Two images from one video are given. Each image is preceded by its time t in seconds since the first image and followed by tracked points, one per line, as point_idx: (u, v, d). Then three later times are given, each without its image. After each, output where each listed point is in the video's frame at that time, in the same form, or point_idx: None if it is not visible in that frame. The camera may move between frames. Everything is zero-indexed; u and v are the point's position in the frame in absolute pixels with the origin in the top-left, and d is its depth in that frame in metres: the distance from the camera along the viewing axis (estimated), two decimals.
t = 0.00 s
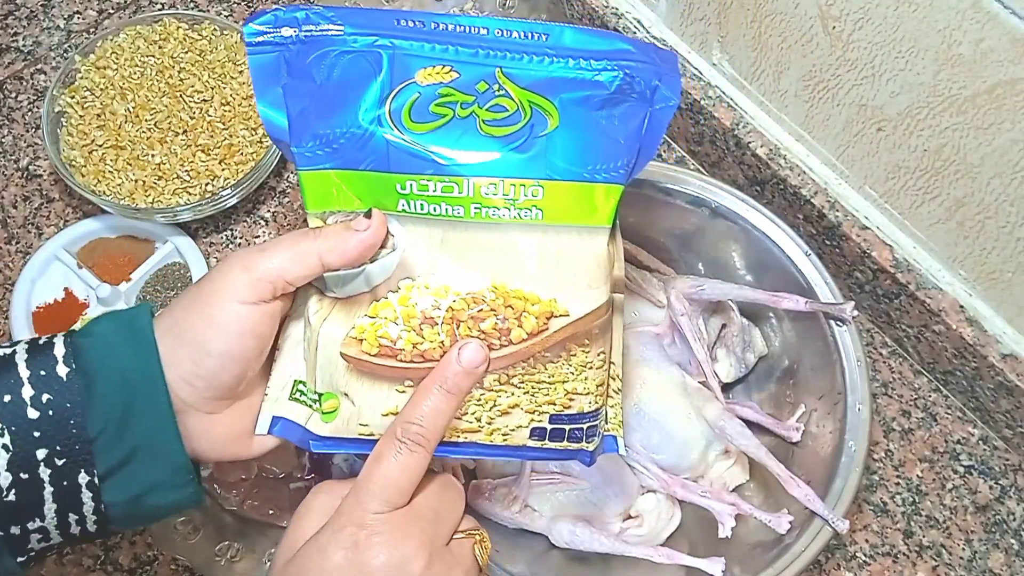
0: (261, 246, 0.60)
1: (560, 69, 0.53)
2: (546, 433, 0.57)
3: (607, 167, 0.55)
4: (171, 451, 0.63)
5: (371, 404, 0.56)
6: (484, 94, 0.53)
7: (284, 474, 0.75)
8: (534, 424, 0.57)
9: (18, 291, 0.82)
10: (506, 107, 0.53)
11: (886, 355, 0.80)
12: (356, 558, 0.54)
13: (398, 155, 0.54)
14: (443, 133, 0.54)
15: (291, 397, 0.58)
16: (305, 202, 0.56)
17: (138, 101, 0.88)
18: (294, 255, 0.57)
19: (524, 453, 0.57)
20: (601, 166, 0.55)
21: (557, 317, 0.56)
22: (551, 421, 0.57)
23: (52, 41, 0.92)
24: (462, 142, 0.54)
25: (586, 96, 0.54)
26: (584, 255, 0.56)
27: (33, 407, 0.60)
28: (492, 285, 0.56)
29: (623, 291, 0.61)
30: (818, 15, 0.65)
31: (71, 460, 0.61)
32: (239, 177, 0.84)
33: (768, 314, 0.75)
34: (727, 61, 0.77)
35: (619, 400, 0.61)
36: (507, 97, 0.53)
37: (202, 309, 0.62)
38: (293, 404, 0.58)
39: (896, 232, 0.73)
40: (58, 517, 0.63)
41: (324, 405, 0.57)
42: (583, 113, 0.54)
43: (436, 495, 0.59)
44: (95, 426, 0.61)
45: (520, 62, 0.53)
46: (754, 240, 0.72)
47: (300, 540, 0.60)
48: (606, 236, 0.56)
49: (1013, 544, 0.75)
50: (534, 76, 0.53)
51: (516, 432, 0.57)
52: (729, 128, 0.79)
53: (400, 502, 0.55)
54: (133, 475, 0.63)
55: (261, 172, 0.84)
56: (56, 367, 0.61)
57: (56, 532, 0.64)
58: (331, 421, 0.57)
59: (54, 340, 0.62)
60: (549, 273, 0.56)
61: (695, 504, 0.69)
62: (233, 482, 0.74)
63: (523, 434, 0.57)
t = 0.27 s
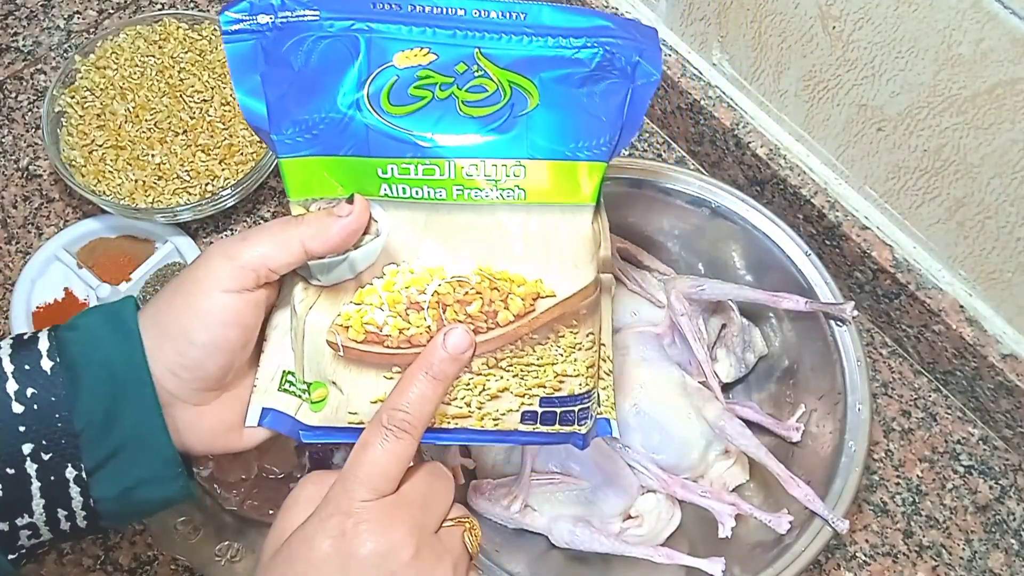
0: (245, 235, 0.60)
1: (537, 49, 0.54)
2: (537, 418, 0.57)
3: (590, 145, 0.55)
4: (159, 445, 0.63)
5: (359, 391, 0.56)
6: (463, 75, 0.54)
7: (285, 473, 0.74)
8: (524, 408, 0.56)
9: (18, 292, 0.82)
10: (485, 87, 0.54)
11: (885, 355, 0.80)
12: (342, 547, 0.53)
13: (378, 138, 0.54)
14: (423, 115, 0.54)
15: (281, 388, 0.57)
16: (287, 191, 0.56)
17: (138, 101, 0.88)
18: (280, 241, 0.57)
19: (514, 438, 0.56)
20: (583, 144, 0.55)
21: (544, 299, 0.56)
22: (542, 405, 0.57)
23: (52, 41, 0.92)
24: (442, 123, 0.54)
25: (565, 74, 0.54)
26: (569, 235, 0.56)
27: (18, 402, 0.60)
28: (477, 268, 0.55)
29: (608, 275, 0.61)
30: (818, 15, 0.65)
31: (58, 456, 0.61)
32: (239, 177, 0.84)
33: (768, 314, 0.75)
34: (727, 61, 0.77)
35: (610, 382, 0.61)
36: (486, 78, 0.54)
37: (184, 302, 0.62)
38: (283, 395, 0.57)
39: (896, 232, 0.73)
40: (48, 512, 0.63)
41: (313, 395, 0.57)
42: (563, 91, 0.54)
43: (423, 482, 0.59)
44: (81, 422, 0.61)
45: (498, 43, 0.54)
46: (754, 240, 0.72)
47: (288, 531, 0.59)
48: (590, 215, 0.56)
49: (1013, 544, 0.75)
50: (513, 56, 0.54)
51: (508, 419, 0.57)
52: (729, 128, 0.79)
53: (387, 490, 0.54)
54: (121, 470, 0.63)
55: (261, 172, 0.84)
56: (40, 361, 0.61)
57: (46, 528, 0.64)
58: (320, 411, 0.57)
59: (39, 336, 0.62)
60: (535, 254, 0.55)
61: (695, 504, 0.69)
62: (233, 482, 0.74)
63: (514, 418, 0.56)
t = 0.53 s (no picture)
0: (235, 235, 0.60)
1: (526, 48, 0.54)
2: (530, 414, 0.57)
3: (579, 143, 0.55)
4: (152, 446, 0.63)
5: (352, 391, 0.56)
6: (452, 75, 0.54)
7: (284, 474, 0.75)
8: (516, 405, 0.57)
9: (18, 292, 0.82)
10: (475, 87, 0.54)
11: (885, 355, 0.80)
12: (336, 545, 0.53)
13: (368, 139, 0.54)
14: (413, 115, 0.54)
15: (275, 388, 0.58)
16: (279, 192, 0.56)
17: (138, 101, 0.88)
18: (270, 241, 0.57)
19: (508, 435, 0.57)
20: (572, 142, 0.55)
21: (535, 296, 0.56)
22: (534, 402, 0.57)
23: (52, 41, 0.92)
24: (432, 124, 0.54)
25: (554, 73, 0.54)
26: (560, 233, 0.55)
27: (10, 404, 0.60)
28: (469, 266, 0.55)
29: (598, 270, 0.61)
30: (818, 15, 0.65)
31: (51, 457, 0.61)
32: (239, 177, 0.84)
33: (768, 314, 0.75)
34: (727, 61, 0.77)
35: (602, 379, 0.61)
36: (475, 78, 0.54)
37: (177, 303, 0.62)
38: (278, 396, 0.58)
39: (896, 232, 0.73)
40: (41, 514, 0.63)
41: (306, 395, 0.57)
42: (552, 90, 0.54)
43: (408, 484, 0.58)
44: (75, 423, 0.61)
45: (487, 43, 0.54)
46: (754, 240, 0.72)
47: (283, 528, 0.59)
48: (580, 212, 0.56)
49: (1013, 544, 0.75)
50: (501, 56, 0.54)
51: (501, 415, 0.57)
52: (729, 128, 0.79)
53: (381, 488, 0.54)
54: (114, 472, 0.63)
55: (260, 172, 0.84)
56: (33, 363, 0.60)
57: (40, 530, 0.64)
58: (314, 411, 0.57)
59: (31, 338, 0.61)
60: (527, 252, 0.55)
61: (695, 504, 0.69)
62: (233, 482, 0.75)
63: (507, 416, 0.57)
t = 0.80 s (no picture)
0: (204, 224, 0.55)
1: (502, 12, 0.47)
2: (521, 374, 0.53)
3: (563, 114, 0.48)
4: (128, 436, 0.60)
5: (336, 372, 0.52)
6: (423, 44, 0.47)
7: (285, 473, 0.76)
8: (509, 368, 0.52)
9: (18, 291, 0.82)
10: (447, 58, 0.47)
11: (885, 355, 0.80)
12: None
13: (335, 121, 0.47)
14: (384, 91, 0.47)
15: (255, 364, 0.54)
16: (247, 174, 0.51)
17: (138, 101, 0.88)
18: (243, 233, 0.52)
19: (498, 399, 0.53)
20: (556, 116, 0.48)
21: (521, 273, 0.50)
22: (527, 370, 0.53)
23: (52, 41, 0.92)
24: (406, 96, 0.47)
25: (533, 38, 0.47)
26: (543, 209, 0.49)
27: None
28: (452, 245, 0.50)
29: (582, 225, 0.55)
30: (818, 15, 0.65)
31: (21, 452, 0.59)
32: (240, 177, 0.84)
33: (768, 314, 0.75)
34: (727, 61, 0.77)
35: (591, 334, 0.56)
36: (448, 46, 0.47)
37: (148, 295, 0.58)
38: (258, 373, 0.54)
39: (896, 232, 0.73)
40: (16, 507, 0.61)
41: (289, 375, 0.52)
42: (536, 57, 0.47)
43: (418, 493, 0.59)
44: (43, 418, 0.58)
45: (461, 9, 0.48)
46: (754, 240, 0.72)
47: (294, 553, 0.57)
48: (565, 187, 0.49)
49: (1013, 544, 0.75)
50: (476, 22, 0.47)
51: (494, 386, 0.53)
52: (729, 128, 0.79)
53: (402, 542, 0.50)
54: (88, 464, 0.60)
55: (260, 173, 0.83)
56: None
57: (17, 522, 0.62)
58: (298, 391, 0.53)
59: None
60: (510, 229, 0.50)
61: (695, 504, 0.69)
62: (233, 482, 0.75)
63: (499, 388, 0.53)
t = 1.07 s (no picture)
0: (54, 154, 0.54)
1: None
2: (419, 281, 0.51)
3: None
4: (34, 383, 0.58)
5: (217, 291, 0.50)
6: None
7: (285, 473, 0.77)
8: (405, 271, 0.51)
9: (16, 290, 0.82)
10: None
11: (885, 354, 0.80)
12: None
13: (178, 27, 0.46)
14: None
15: (135, 317, 0.51)
16: (91, 110, 0.49)
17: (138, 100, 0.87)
18: (106, 160, 0.51)
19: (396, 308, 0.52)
20: None
21: (387, 156, 0.47)
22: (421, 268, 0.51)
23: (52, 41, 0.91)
24: None
25: None
26: (403, 83, 0.47)
27: None
28: (311, 139, 0.47)
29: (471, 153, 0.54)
30: (818, 15, 0.65)
31: None
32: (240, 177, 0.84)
33: (768, 314, 0.75)
34: (727, 61, 0.77)
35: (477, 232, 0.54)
36: None
37: (9, 256, 0.56)
38: (140, 325, 0.51)
39: (895, 232, 0.73)
40: None
41: (171, 313, 0.51)
42: None
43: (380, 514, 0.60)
44: None
45: None
46: (754, 240, 0.72)
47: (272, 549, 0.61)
48: (421, 62, 0.47)
49: (1013, 544, 0.75)
50: None
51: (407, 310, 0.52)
52: (729, 128, 0.79)
53: None
54: None
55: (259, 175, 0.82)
56: None
57: None
58: (184, 329, 0.51)
59: None
60: (365, 113, 0.47)
61: (695, 504, 0.69)
62: (233, 482, 0.76)
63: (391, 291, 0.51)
